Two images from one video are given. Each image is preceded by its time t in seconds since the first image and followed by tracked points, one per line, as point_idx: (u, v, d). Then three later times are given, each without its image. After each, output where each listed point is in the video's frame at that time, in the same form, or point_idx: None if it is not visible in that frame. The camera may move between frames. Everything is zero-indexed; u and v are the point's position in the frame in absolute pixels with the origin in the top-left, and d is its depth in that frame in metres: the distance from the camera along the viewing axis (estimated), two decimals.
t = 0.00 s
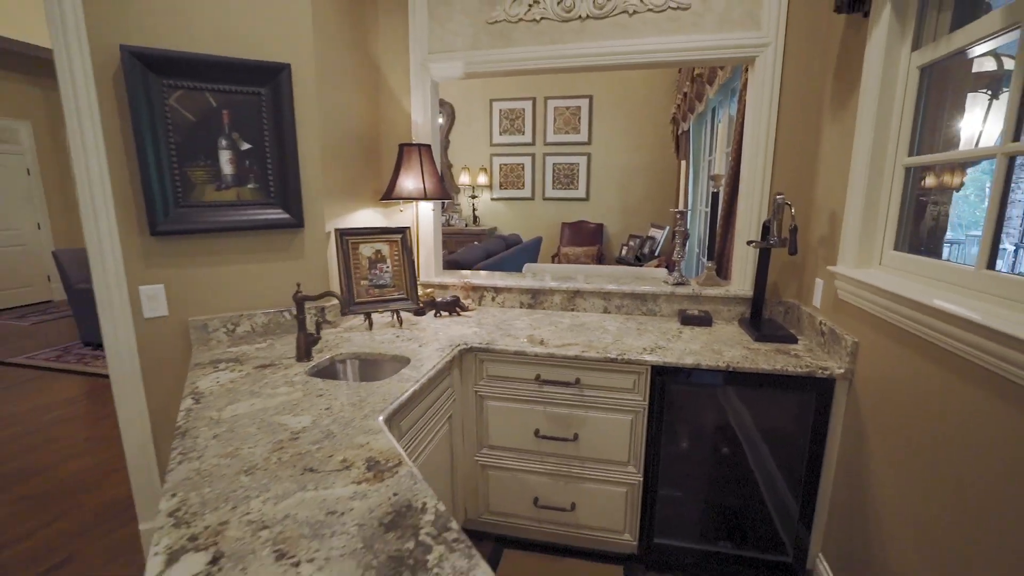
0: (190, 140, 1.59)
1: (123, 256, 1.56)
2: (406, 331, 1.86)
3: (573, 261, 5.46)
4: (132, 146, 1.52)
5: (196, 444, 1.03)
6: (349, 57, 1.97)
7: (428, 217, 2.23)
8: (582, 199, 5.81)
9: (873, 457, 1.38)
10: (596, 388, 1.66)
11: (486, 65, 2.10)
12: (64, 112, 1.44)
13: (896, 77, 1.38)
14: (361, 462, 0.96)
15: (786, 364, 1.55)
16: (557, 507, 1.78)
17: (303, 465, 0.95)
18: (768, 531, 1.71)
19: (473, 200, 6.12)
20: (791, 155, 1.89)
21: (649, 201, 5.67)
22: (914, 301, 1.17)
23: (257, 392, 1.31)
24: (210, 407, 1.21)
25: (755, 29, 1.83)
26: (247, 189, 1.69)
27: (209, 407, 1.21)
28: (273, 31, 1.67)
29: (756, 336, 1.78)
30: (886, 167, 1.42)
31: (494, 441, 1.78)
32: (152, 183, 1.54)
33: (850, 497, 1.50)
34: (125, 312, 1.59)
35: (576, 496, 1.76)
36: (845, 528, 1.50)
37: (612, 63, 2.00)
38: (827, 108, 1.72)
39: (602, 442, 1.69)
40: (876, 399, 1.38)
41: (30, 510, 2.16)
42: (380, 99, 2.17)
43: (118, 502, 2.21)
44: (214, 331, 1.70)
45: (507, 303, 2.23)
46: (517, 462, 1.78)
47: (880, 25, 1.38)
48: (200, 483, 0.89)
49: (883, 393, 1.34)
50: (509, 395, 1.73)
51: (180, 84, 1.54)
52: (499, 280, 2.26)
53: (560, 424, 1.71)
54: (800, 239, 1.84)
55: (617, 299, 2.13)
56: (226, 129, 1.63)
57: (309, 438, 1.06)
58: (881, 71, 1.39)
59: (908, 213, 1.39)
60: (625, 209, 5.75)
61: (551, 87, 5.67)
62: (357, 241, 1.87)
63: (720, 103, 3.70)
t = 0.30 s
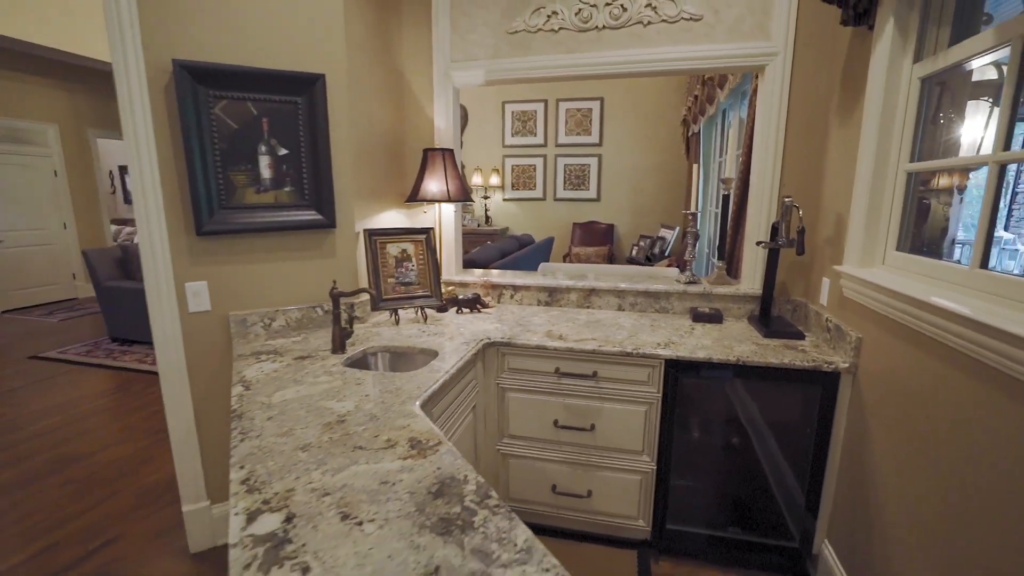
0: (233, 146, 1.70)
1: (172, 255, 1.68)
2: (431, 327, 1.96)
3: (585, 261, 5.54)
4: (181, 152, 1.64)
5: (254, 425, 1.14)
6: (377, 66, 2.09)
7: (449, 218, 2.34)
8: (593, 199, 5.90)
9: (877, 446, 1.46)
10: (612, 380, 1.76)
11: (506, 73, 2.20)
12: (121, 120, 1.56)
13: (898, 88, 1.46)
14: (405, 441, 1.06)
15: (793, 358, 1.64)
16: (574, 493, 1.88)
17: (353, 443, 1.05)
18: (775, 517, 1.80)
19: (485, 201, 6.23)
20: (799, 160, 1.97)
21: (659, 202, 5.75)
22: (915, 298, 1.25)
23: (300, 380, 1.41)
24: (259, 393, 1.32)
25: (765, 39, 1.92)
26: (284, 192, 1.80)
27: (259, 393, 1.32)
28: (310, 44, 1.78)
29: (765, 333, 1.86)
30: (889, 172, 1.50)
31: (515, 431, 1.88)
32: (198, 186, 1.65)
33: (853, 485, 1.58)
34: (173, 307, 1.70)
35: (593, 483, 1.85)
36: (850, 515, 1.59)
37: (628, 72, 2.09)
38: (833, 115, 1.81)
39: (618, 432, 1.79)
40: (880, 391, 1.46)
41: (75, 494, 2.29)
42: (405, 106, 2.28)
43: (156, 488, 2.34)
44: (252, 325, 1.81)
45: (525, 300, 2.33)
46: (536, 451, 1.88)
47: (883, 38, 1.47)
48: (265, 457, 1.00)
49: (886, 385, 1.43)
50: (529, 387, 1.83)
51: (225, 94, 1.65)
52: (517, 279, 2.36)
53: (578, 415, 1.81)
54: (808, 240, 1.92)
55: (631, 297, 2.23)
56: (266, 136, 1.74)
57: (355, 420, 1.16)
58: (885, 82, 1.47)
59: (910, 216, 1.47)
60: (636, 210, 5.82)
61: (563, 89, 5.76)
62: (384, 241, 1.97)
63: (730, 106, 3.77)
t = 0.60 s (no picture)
0: (275, 153, 1.81)
1: (219, 254, 1.79)
2: (458, 323, 2.06)
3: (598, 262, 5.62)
4: (228, 158, 1.75)
5: (307, 410, 1.24)
6: (408, 76, 2.19)
7: (474, 220, 2.43)
8: (607, 201, 5.97)
9: (887, 438, 1.53)
10: (632, 374, 1.84)
11: (529, 81, 2.30)
12: (175, 129, 1.68)
13: (909, 96, 1.53)
14: (448, 425, 1.16)
15: (806, 354, 1.71)
16: (594, 483, 1.97)
17: (400, 426, 1.15)
18: (788, 507, 1.88)
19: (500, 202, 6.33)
20: (813, 164, 2.04)
21: (673, 203, 5.80)
22: (923, 297, 1.32)
23: (342, 371, 1.52)
24: (307, 382, 1.42)
25: (781, 48, 2.00)
26: (322, 195, 1.91)
27: (307, 382, 1.43)
28: (347, 55, 1.89)
29: (779, 331, 1.93)
30: (900, 177, 1.57)
31: (538, 423, 1.98)
32: (243, 189, 1.76)
33: (864, 476, 1.65)
34: (220, 303, 1.82)
35: (612, 473, 1.94)
36: (861, 506, 1.66)
37: (647, 79, 2.18)
38: (846, 121, 1.88)
39: (637, 424, 1.87)
40: (890, 385, 1.53)
41: (121, 480, 2.43)
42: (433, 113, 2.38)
43: (195, 476, 2.47)
44: (291, 321, 1.92)
45: (546, 299, 2.42)
46: (558, 442, 1.97)
47: (895, 50, 1.54)
48: (322, 438, 1.10)
49: (896, 380, 1.50)
50: (553, 381, 1.93)
51: (269, 103, 1.76)
52: (539, 278, 2.45)
53: (599, 408, 1.90)
54: (821, 242, 1.99)
55: (649, 296, 2.31)
56: (306, 143, 1.85)
57: (399, 407, 1.26)
58: (896, 91, 1.54)
59: (920, 219, 1.54)
60: (649, 211, 5.88)
61: (577, 92, 5.85)
62: (413, 241, 2.07)
63: (744, 110, 3.83)
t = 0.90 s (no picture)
0: (319, 159, 1.92)
1: (266, 254, 1.90)
2: (487, 321, 2.16)
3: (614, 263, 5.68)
4: (275, 164, 1.87)
5: (359, 398, 1.34)
6: (440, 84, 2.30)
7: (499, 222, 2.55)
8: (623, 203, 6.04)
9: (903, 432, 1.60)
10: (656, 370, 1.93)
11: (555, 89, 2.39)
12: (229, 138, 1.80)
13: (925, 105, 1.60)
14: (490, 412, 1.25)
15: (825, 352, 1.78)
16: (618, 475, 2.05)
17: (447, 413, 1.25)
18: (806, 500, 1.94)
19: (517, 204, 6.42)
20: (832, 169, 2.11)
21: (689, 205, 5.85)
22: (938, 297, 1.39)
23: (385, 364, 1.62)
24: (354, 373, 1.53)
25: (800, 57, 2.07)
26: (360, 199, 2.01)
27: (354, 373, 1.53)
28: (386, 66, 1.99)
29: (798, 329, 2.00)
30: (916, 182, 1.64)
31: (564, 416, 2.07)
32: (289, 193, 1.87)
33: (881, 469, 1.72)
34: (266, 300, 1.93)
35: (636, 465, 2.03)
36: (877, 497, 1.72)
37: (669, 87, 2.27)
38: (864, 128, 1.95)
39: (660, 418, 1.96)
40: (906, 382, 1.60)
41: (166, 468, 2.57)
42: (462, 119, 2.48)
43: (234, 465, 2.60)
44: (330, 317, 2.03)
45: (569, 299, 2.51)
46: (584, 435, 2.06)
47: (911, 61, 1.61)
48: (376, 422, 1.20)
49: (911, 376, 1.57)
50: (579, 376, 2.02)
51: (313, 113, 1.87)
52: (562, 279, 2.55)
53: (623, 402, 1.99)
54: (839, 244, 2.06)
55: (670, 296, 2.39)
56: (346, 149, 1.96)
57: (443, 396, 1.36)
58: (913, 100, 1.61)
59: (936, 222, 1.61)
60: (665, 213, 5.94)
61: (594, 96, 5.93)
62: (445, 242, 2.17)
63: (761, 114, 3.89)
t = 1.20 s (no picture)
0: (360, 165, 2.02)
1: (310, 255, 2.01)
2: (516, 320, 2.25)
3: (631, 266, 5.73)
4: (320, 170, 1.98)
5: (407, 389, 1.44)
6: (471, 93, 2.41)
7: (526, 225, 2.66)
8: (640, 206, 6.10)
9: (922, 429, 1.66)
10: (680, 367, 2.01)
11: (581, 97, 2.49)
12: (278, 146, 1.91)
13: (946, 113, 1.66)
14: (531, 403, 1.35)
15: (846, 351, 1.85)
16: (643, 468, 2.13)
17: (492, 403, 1.34)
18: (827, 496, 2.00)
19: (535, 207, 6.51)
20: (852, 174, 2.16)
21: (706, 209, 5.90)
22: (957, 298, 1.46)
23: (426, 358, 1.72)
24: (399, 367, 1.63)
25: (822, 66, 2.14)
26: (398, 203, 2.11)
27: (398, 366, 1.63)
28: (423, 78, 2.10)
29: (819, 330, 2.07)
30: (937, 187, 1.70)
31: (591, 412, 2.16)
32: (332, 198, 1.98)
33: (900, 465, 1.78)
34: (310, 299, 2.04)
35: (660, 459, 2.11)
36: (897, 493, 1.78)
37: (693, 95, 2.35)
38: (884, 135, 2.01)
39: (684, 414, 2.04)
40: (925, 380, 1.66)
41: (207, 459, 2.70)
42: (492, 126, 2.58)
43: (272, 457, 2.72)
44: (368, 315, 2.14)
45: (594, 299, 2.60)
46: (610, 430, 2.15)
47: (932, 71, 1.67)
48: (427, 410, 1.30)
49: (931, 375, 1.63)
50: (606, 373, 2.11)
51: (356, 121, 1.98)
52: (587, 280, 2.64)
53: (648, 399, 2.07)
54: (860, 247, 2.12)
55: (692, 297, 2.47)
56: (386, 156, 2.06)
57: (485, 388, 1.45)
58: (932, 109, 1.68)
59: (955, 226, 1.67)
60: (682, 216, 6.00)
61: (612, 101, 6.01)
62: (476, 245, 2.28)
63: (780, 118, 3.95)
